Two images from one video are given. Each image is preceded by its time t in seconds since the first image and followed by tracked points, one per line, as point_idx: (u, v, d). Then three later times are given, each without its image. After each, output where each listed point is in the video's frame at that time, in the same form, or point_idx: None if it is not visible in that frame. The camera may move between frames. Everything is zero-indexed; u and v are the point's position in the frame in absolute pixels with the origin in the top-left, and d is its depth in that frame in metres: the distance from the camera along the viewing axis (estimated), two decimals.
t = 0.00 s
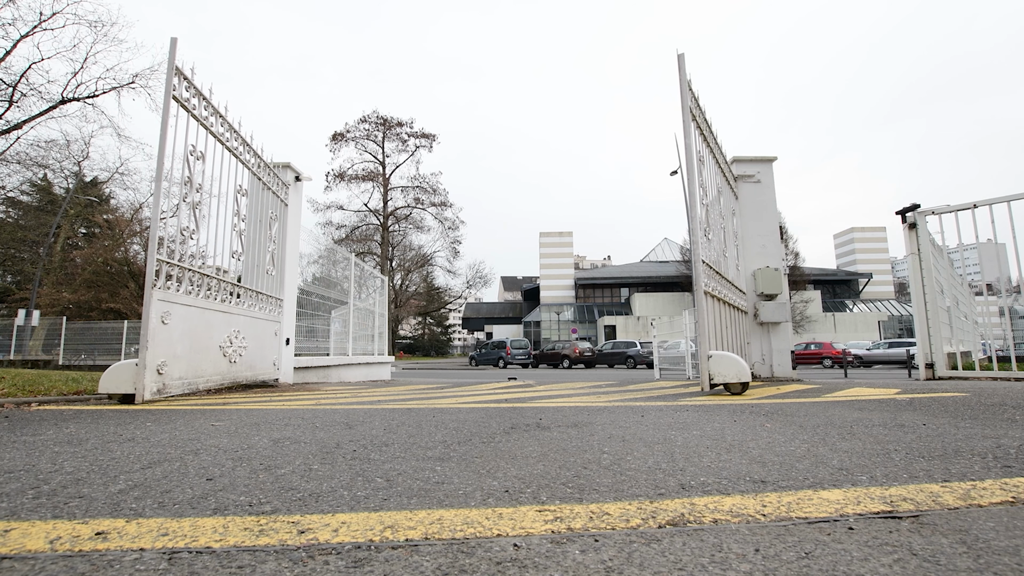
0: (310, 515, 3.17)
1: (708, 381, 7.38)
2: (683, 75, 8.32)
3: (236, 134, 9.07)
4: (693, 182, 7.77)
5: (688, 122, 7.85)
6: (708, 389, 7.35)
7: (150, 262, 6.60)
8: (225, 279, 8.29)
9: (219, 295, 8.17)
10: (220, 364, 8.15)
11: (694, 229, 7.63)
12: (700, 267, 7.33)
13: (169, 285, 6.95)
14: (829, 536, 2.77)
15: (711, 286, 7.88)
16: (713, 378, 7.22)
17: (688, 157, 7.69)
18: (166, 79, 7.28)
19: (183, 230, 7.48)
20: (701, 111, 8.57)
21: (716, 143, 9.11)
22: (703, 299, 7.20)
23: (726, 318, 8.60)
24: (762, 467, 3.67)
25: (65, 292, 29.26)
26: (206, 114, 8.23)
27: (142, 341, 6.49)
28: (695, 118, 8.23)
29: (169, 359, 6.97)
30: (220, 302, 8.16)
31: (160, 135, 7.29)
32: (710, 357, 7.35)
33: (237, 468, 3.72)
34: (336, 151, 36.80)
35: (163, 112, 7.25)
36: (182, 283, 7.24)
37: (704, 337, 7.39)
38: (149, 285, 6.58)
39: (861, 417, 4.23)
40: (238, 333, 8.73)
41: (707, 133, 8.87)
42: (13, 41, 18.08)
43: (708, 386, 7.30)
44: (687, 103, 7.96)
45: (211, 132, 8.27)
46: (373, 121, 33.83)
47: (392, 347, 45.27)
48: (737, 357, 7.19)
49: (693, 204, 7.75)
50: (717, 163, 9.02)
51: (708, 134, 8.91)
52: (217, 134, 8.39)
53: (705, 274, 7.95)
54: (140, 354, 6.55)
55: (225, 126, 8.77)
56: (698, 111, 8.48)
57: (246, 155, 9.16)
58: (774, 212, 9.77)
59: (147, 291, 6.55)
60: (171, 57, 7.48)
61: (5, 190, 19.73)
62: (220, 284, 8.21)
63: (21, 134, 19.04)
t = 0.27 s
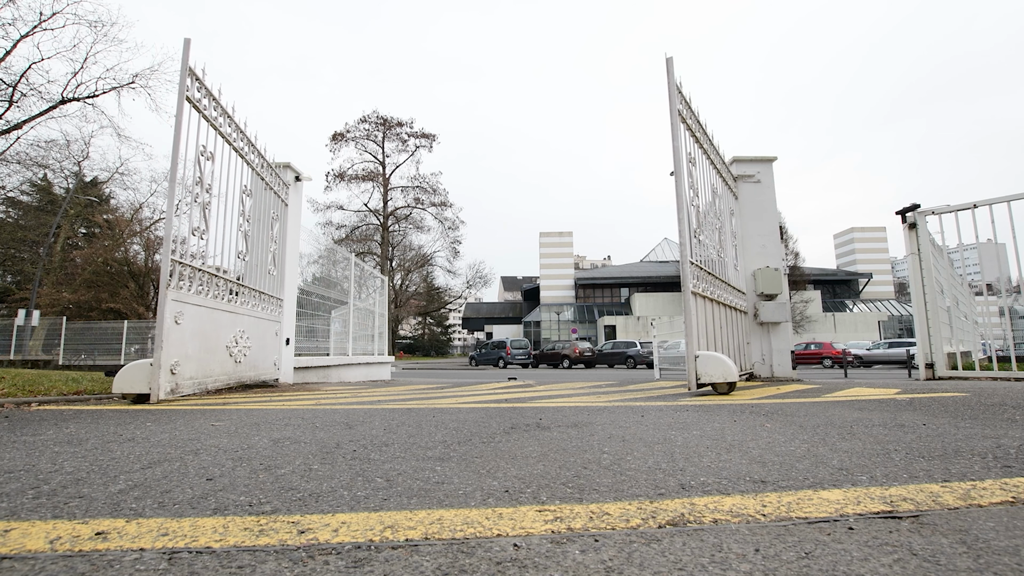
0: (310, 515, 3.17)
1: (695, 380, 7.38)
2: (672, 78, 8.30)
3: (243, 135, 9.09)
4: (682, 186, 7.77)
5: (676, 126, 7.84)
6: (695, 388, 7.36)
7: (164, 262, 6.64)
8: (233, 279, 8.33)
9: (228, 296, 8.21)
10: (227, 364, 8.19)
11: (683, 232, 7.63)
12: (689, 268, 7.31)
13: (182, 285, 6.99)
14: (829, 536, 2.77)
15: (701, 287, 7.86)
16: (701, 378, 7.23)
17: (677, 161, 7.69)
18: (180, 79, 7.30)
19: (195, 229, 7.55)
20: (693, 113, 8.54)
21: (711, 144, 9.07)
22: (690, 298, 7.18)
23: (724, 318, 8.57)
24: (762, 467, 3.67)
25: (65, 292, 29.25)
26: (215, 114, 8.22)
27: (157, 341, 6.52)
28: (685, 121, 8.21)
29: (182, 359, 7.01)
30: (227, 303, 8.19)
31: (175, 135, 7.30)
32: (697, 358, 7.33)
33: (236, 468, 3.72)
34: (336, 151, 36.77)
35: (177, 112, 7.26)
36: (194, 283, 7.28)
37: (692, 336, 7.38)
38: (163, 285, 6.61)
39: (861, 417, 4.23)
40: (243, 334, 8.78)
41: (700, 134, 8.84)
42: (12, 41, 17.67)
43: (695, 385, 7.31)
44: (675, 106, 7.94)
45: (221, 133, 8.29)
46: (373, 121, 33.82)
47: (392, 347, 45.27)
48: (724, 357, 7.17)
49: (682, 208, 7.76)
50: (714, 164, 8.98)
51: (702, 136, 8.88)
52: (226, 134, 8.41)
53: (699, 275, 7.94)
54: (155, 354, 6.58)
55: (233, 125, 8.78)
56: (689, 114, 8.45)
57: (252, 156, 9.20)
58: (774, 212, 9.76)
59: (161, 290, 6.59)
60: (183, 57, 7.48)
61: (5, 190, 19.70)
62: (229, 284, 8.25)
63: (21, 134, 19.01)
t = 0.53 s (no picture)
0: (310, 515, 3.17)
1: (681, 379, 7.38)
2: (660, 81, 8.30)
3: (250, 137, 9.12)
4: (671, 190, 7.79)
5: (664, 129, 7.85)
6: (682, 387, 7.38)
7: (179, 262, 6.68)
8: (240, 279, 8.38)
9: (236, 295, 8.24)
10: (233, 363, 8.24)
11: (671, 235, 7.65)
12: (678, 269, 7.30)
13: (195, 285, 7.01)
14: (829, 536, 2.77)
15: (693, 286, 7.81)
16: (687, 378, 7.23)
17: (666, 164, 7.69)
18: (194, 80, 7.31)
19: (207, 229, 7.59)
20: (683, 115, 8.52)
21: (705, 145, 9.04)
22: (678, 299, 7.14)
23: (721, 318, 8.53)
24: (762, 467, 3.67)
25: (65, 292, 29.25)
26: (224, 114, 8.22)
27: (173, 341, 6.55)
28: (675, 123, 8.20)
29: (195, 358, 7.06)
30: (235, 302, 8.23)
31: (189, 136, 7.28)
32: (684, 358, 7.30)
33: (236, 468, 3.72)
34: (336, 151, 36.73)
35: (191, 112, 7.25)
36: (205, 282, 7.30)
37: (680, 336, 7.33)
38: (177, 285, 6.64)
39: (861, 416, 4.22)
40: (249, 333, 8.82)
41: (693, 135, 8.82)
42: (12, 41, 17.55)
43: (682, 385, 7.32)
44: (663, 109, 7.93)
45: (229, 134, 8.30)
46: (373, 121, 33.80)
47: (392, 347, 45.28)
48: (711, 357, 7.11)
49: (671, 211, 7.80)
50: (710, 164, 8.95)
51: (695, 137, 8.85)
52: (234, 135, 8.43)
53: (694, 275, 7.93)
54: (171, 354, 6.61)
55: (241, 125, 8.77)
56: (679, 116, 8.43)
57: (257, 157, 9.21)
58: (774, 212, 9.76)
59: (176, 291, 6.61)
60: (197, 57, 7.49)
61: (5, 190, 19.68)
62: (236, 284, 8.27)
63: (21, 134, 19.00)
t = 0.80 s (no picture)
0: (311, 515, 3.17)
1: (670, 379, 7.40)
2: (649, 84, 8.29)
3: (257, 139, 9.14)
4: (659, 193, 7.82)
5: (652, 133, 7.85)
6: (671, 386, 7.42)
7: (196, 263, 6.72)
8: (246, 278, 8.42)
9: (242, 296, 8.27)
10: (239, 364, 8.28)
11: (659, 238, 7.69)
12: (667, 271, 7.31)
13: (209, 286, 7.05)
14: (829, 536, 2.77)
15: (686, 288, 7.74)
16: (675, 378, 7.24)
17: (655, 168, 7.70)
18: (208, 82, 7.31)
19: (219, 230, 7.61)
20: (675, 117, 8.48)
21: (699, 146, 9.00)
22: (667, 300, 7.13)
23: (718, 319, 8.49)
24: (762, 467, 3.67)
25: (64, 292, 29.23)
26: (234, 116, 8.22)
27: (188, 341, 6.55)
28: (666, 126, 8.18)
29: (208, 359, 7.10)
30: (242, 303, 8.27)
31: (204, 138, 7.29)
32: (672, 359, 7.29)
33: (236, 468, 3.72)
34: (336, 151, 36.77)
35: (206, 115, 7.24)
36: (217, 283, 7.33)
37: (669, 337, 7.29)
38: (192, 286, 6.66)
39: (861, 417, 4.23)
40: (254, 334, 8.86)
41: (685, 137, 8.79)
42: (12, 41, 17.62)
43: (670, 384, 7.32)
44: (651, 112, 7.91)
45: (238, 135, 8.32)
46: (373, 121, 33.80)
47: (392, 347, 45.29)
48: (697, 358, 7.07)
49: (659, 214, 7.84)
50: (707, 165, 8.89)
51: (689, 138, 8.82)
52: (242, 136, 8.44)
53: (690, 277, 7.92)
54: (187, 354, 6.64)
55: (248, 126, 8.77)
56: (670, 118, 8.39)
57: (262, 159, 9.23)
58: (774, 212, 9.77)
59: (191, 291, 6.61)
60: (210, 60, 7.49)
61: (5, 190, 19.67)
62: (242, 286, 8.31)
63: (21, 135, 19.01)
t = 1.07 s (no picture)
0: (311, 515, 3.17)
1: (658, 378, 7.39)
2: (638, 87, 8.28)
3: (263, 140, 9.14)
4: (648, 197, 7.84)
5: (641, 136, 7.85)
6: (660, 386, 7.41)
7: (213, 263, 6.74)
8: (253, 278, 8.45)
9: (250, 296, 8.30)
10: (246, 364, 8.32)
11: (647, 240, 7.73)
12: (655, 271, 7.30)
13: (223, 285, 7.10)
14: (829, 536, 2.77)
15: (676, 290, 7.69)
16: (663, 378, 7.23)
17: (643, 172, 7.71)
18: (223, 84, 7.30)
19: (231, 231, 7.62)
20: (667, 119, 8.45)
21: (693, 147, 8.96)
22: (656, 300, 7.13)
23: (715, 318, 8.46)
24: (762, 467, 3.67)
25: (64, 292, 29.20)
26: (244, 117, 8.22)
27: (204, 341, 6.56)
28: (656, 128, 8.16)
29: (220, 359, 7.16)
30: (250, 303, 8.31)
31: (219, 140, 7.29)
32: (660, 359, 7.28)
33: (236, 468, 3.72)
34: (336, 151, 36.76)
35: (220, 117, 7.23)
36: (229, 283, 7.38)
37: (659, 337, 7.27)
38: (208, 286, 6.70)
39: (861, 417, 4.22)
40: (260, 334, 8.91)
41: (678, 138, 8.73)
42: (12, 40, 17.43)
43: (658, 384, 7.32)
44: (640, 115, 7.90)
45: (248, 135, 8.34)
46: (374, 121, 33.79)
47: (392, 347, 45.29)
48: (685, 357, 7.06)
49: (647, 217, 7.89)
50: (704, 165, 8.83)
51: (683, 140, 8.78)
52: (250, 137, 8.44)
53: (685, 277, 7.91)
54: (201, 354, 6.67)
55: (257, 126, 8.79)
56: (661, 121, 8.36)
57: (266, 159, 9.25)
58: (774, 212, 9.77)
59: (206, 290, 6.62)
60: (225, 61, 7.47)
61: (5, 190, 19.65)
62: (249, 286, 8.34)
63: (21, 135, 18.99)
